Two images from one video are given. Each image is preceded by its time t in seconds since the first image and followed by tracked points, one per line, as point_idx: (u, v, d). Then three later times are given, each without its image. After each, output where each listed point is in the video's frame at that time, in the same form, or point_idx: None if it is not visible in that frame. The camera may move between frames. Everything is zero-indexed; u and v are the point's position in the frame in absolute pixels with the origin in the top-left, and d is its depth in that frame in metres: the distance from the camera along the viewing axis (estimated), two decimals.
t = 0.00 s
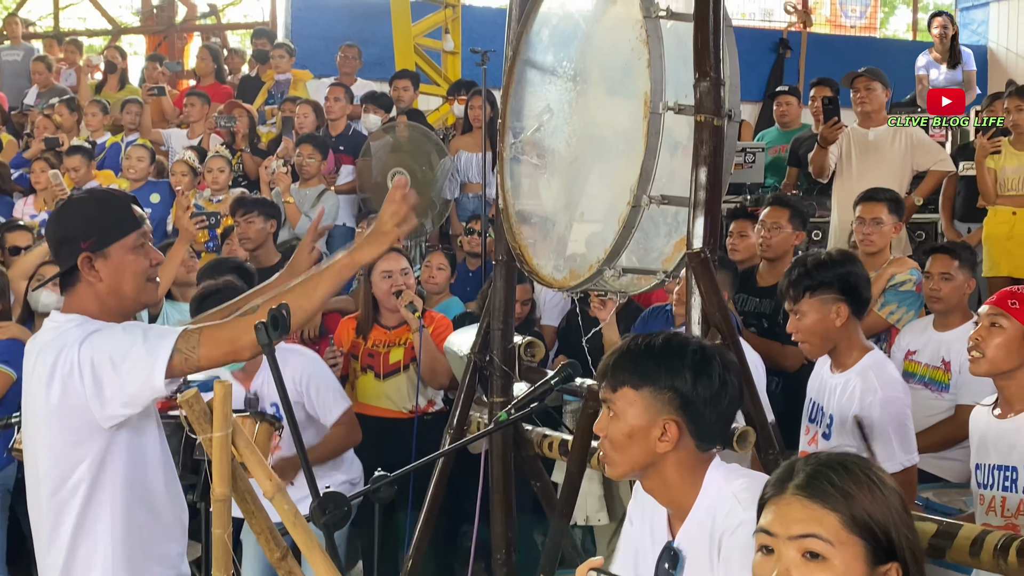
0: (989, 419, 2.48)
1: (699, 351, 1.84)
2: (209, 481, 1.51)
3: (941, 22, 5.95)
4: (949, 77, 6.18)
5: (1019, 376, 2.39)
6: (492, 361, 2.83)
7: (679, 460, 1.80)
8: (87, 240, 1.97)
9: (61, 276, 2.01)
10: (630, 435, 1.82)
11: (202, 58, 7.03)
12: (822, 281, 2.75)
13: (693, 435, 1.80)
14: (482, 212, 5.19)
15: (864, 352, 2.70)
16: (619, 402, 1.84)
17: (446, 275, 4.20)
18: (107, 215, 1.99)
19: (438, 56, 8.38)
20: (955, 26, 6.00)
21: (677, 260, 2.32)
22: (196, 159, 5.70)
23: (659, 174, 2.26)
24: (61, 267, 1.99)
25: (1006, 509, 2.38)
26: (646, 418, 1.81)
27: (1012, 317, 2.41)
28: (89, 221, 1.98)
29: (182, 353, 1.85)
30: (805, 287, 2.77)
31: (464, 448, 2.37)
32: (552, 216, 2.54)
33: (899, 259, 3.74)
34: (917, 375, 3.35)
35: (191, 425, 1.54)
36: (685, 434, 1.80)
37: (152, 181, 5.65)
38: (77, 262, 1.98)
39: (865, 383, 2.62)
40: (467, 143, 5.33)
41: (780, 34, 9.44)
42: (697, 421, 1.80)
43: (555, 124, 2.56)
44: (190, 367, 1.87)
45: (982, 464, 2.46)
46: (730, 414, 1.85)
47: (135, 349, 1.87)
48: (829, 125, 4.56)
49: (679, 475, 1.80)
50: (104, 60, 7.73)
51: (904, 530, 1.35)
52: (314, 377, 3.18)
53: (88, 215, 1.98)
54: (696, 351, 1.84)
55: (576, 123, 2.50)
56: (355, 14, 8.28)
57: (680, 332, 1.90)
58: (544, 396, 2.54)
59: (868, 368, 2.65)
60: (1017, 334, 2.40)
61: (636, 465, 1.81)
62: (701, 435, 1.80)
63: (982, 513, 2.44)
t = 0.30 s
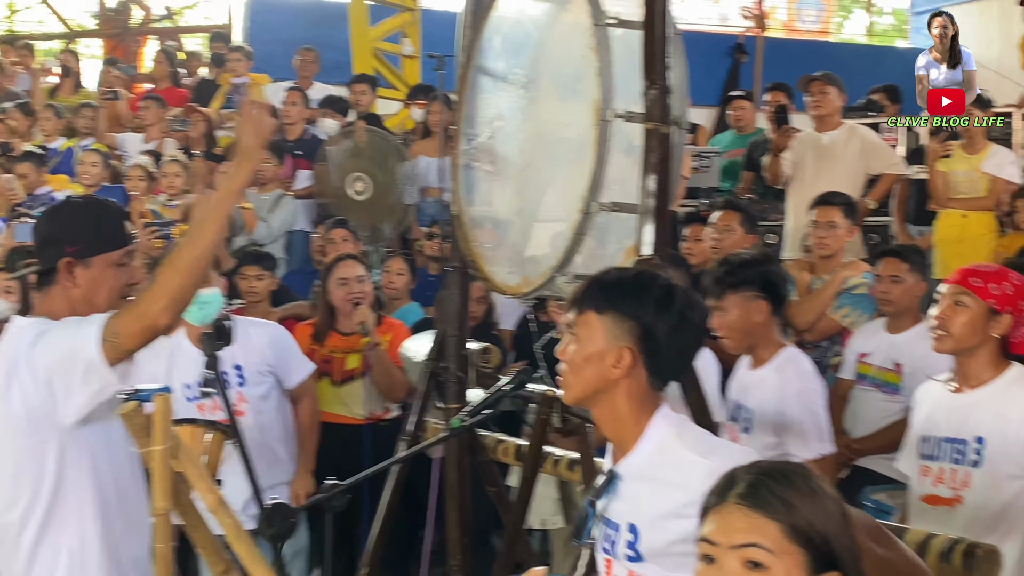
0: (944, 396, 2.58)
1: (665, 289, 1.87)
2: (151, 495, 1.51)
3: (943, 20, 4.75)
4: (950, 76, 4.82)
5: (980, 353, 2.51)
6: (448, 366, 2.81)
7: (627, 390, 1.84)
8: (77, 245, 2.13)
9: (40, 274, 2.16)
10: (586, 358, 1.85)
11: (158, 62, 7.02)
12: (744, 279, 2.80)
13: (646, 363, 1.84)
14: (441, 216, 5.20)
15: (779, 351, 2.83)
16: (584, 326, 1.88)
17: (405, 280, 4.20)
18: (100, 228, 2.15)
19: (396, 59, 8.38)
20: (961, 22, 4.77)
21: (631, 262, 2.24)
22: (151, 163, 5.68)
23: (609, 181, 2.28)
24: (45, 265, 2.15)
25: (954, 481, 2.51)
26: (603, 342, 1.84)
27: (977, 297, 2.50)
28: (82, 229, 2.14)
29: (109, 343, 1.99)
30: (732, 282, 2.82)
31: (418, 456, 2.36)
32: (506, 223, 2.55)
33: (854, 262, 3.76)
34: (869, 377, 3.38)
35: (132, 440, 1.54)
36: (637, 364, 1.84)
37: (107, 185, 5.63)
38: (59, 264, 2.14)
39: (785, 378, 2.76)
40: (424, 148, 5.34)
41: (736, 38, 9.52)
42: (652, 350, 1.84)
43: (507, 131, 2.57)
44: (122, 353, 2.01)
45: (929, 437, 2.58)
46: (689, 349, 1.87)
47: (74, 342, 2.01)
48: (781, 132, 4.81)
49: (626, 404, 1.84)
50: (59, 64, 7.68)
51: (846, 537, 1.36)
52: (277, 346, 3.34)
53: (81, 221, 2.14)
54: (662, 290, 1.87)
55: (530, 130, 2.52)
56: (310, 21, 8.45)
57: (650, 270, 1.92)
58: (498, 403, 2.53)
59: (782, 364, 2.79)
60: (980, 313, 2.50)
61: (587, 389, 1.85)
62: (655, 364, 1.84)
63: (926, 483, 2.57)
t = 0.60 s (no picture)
0: (899, 378, 2.56)
1: (649, 286, 1.85)
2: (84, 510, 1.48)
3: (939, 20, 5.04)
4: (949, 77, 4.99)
5: (937, 340, 2.48)
6: (402, 373, 2.77)
7: (598, 375, 1.83)
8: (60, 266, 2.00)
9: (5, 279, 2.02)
10: (558, 344, 1.86)
11: (111, 62, 7.01)
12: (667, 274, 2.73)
13: (618, 354, 1.82)
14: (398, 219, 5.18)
15: (699, 343, 2.75)
16: (560, 315, 1.87)
17: (360, 283, 4.17)
18: (87, 259, 2.02)
19: (355, 61, 8.36)
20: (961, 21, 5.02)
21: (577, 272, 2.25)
22: (102, 167, 5.62)
23: (559, 185, 2.25)
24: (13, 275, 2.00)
25: (901, 463, 2.49)
26: (573, 331, 1.85)
27: (935, 284, 2.49)
28: (71, 252, 2.02)
29: (44, 381, 1.91)
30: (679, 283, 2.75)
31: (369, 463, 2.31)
32: (457, 229, 2.52)
33: (808, 264, 3.78)
34: (824, 379, 3.39)
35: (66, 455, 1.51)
36: (609, 353, 1.83)
37: (58, 189, 5.56)
38: (29, 279, 2.00)
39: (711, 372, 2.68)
40: (381, 150, 5.30)
41: (695, 40, 9.57)
42: (625, 344, 1.82)
43: (458, 135, 2.54)
44: (56, 394, 1.91)
45: (878, 418, 2.57)
46: (664, 350, 1.86)
47: (8, 365, 1.93)
48: (737, 137, 4.82)
49: (604, 394, 1.83)
50: (11, 65, 7.57)
51: (786, 547, 1.35)
52: (252, 355, 3.30)
53: (73, 246, 2.03)
54: (645, 286, 1.85)
55: (480, 134, 2.48)
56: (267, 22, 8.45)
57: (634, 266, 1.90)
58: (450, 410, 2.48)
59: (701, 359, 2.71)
60: (939, 299, 2.48)
61: (562, 377, 1.86)
62: (626, 357, 1.82)
63: (876, 465, 2.56)
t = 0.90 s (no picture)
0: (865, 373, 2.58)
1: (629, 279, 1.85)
2: (33, 516, 1.46)
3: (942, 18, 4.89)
4: (950, 77, 4.91)
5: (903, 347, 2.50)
6: (365, 377, 2.75)
7: (586, 369, 1.82)
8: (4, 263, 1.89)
9: None
10: (547, 341, 1.86)
11: (78, 64, 6.96)
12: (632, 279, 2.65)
13: (609, 349, 1.81)
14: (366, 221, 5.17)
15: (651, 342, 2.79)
16: (548, 314, 1.87)
17: (324, 285, 4.15)
18: (32, 263, 1.91)
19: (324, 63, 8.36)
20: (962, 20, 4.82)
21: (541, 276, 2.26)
22: (67, 169, 5.58)
23: (522, 188, 2.23)
24: None
25: (865, 456, 2.50)
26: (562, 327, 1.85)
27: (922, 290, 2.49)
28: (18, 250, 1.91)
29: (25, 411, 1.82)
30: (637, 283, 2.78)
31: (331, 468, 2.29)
32: (421, 232, 2.51)
33: (776, 265, 3.77)
34: (789, 380, 3.41)
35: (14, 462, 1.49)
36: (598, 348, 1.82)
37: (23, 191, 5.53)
38: None
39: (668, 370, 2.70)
40: (348, 153, 5.29)
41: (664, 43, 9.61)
42: (614, 339, 1.81)
43: (422, 138, 2.53)
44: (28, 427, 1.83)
45: (844, 413, 2.58)
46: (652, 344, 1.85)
47: None
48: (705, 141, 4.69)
49: (591, 387, 1.82)
50: None
51: (739, 552, 1.36)
52: (233, 359, 3.29)
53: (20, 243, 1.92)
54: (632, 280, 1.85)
55: (443, 137, 2.47)
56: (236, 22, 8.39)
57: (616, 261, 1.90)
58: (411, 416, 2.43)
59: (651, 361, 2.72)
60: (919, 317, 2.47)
61: (551, 373, 1.85)
62: (616, 351, 1.80)
63: (841, 460, 2.56)
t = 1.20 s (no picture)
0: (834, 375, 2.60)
1: (610, 278, 1.83)
2: None
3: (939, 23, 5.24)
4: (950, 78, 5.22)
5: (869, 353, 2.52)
6: (335, 377, 2.74)
7: (567, 371, 1.78)
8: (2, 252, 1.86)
9: None
10: (529, 335, 1.79)
11: (48, 62, 6.91)
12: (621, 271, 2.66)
13: (595, 351, 1.79)
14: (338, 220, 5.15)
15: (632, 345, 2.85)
16: (530, 307, 1.80)
17: (293, 284, 4.12)
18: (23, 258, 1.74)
19: (297, 61, 8.34)
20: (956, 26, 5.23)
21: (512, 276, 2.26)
22: (35, 168, 5.53)
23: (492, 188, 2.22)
24: None
25: (844, 459, 2.52)
26: (548, 323, 1.79)
27: (887, 295, 2.51)
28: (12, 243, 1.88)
29: None
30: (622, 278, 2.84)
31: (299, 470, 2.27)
32: (391, 232, 2.49)
33: (749, 265, 3.79)
34: (760, 379, 3.42)
35: None
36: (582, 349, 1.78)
37: None
38: None
39: (651, 368, 2.80)
40: (320, 152, 5.28)
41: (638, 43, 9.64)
42: (600, 338, 1.79)
43: (392, 137, 2.51)
44: None
45: (821, 418, 2.60)
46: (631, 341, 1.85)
47: None
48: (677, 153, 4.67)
49: (572, 387, 1.78)
50: None
51: (705, 551, 1.36)
52: (222, 361, 3.27)
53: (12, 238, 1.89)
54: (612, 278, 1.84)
55: (413, 136, 2.45)
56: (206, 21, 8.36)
57: (592, 261, 1.88)
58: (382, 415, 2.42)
59: (634, 359, 2.80)
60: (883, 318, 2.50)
61: (532, 372, 1.80)
62: (603, 352, 1.80)
63: (825, 465, 2.58)
